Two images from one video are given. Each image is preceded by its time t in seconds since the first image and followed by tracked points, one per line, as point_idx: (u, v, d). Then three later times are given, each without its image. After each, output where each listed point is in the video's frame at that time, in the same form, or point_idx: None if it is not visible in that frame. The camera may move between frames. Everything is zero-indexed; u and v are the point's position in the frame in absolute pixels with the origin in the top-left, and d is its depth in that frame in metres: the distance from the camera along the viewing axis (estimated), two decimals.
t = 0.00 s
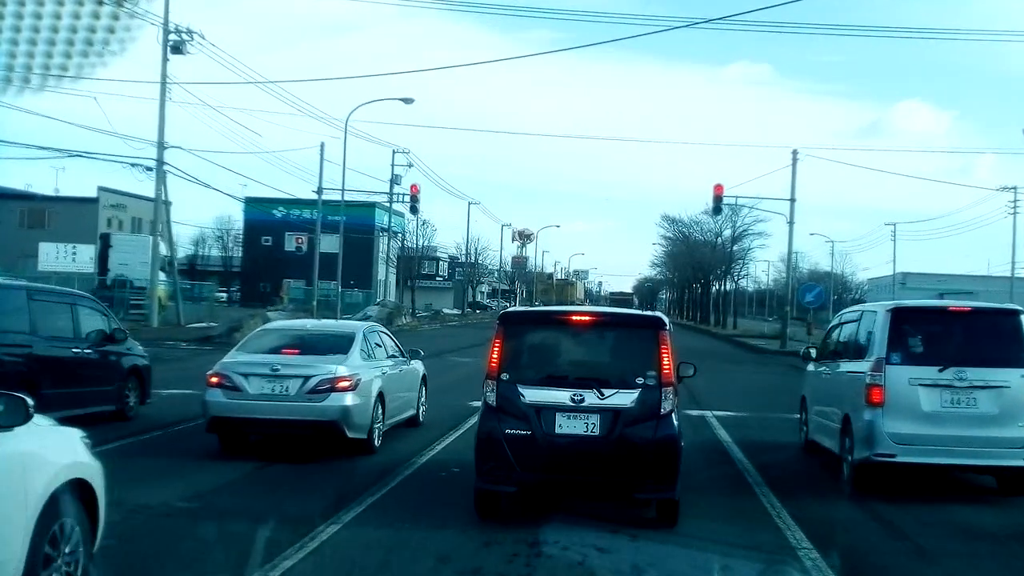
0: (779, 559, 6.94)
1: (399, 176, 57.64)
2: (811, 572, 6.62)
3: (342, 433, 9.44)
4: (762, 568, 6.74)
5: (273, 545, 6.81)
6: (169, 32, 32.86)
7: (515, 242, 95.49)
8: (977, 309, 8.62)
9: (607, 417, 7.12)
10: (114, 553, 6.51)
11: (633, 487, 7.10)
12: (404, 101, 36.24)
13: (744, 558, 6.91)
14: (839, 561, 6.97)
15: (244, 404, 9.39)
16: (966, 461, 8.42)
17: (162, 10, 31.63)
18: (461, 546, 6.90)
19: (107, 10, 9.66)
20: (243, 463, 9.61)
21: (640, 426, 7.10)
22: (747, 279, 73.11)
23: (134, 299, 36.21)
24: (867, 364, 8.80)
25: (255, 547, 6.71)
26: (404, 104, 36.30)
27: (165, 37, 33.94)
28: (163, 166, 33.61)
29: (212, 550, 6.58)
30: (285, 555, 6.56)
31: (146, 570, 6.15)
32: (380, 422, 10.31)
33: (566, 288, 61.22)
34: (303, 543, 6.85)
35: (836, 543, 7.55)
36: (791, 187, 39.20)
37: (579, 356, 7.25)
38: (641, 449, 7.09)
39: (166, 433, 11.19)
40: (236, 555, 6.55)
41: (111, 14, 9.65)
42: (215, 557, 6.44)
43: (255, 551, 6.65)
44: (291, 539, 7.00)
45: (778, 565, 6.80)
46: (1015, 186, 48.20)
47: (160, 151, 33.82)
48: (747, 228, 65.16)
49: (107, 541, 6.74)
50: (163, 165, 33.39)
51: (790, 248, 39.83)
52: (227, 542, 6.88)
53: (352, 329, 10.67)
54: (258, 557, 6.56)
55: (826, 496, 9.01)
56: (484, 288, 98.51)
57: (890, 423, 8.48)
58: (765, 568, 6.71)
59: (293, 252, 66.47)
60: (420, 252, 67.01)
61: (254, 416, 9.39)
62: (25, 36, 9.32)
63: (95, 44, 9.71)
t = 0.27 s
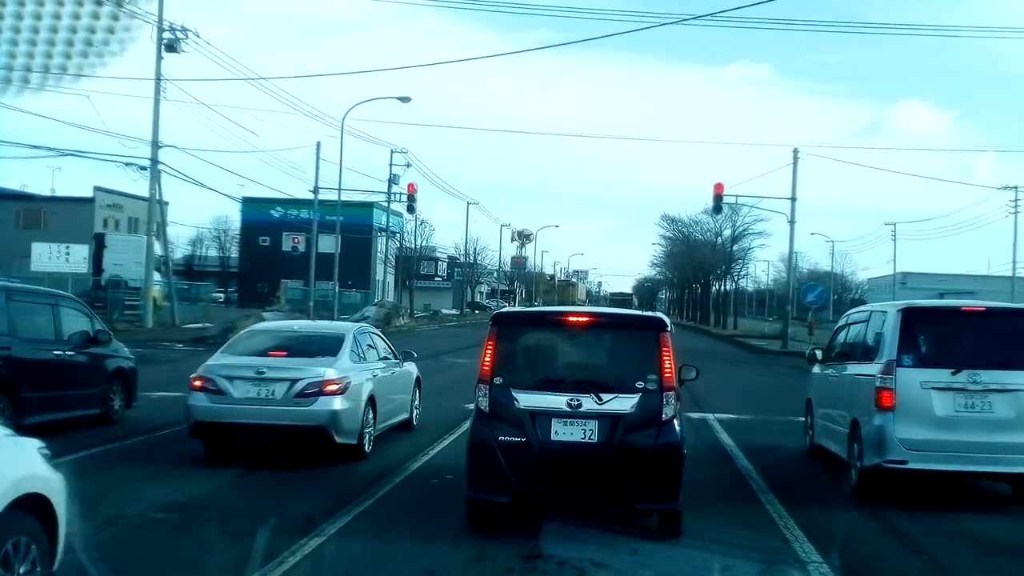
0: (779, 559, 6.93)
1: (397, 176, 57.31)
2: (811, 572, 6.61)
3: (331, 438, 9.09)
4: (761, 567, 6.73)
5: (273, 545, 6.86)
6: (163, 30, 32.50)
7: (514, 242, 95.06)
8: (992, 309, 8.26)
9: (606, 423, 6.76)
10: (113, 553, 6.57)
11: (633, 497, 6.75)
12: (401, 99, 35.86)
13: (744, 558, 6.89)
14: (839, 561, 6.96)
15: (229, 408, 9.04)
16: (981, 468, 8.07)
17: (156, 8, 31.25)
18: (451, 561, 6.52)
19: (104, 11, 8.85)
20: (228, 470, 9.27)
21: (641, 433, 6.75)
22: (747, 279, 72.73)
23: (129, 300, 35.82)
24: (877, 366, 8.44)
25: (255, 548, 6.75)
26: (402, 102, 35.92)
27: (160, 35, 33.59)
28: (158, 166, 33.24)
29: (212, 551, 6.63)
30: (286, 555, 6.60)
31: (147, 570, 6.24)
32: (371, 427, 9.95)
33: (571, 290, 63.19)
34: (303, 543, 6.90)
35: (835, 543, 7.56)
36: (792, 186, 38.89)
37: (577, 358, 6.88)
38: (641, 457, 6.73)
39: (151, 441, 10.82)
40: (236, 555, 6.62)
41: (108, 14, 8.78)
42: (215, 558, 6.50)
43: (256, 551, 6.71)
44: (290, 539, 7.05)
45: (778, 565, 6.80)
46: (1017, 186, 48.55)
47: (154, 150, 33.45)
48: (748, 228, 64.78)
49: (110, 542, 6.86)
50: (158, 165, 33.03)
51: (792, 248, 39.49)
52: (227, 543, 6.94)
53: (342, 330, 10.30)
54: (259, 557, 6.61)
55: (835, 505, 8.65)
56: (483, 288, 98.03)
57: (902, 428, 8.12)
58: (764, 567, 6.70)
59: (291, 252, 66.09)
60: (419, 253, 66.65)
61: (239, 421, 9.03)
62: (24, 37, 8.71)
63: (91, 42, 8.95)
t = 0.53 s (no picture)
0: (779, 559, 6.91)
1: (396, 175, 56.95)
2: (811, 572, 6.58)
3: (319, 443, 8.75)
4: (762, 568, 6.69)
5: (272, 545, 6.88)
6: (158, 27, 32.16)
7: (514, 242, 94.60)
8: (1008, 310, 7.92)
9: (604, 429, 6.43)
10: (113, 554, 6.61)
11: (633, 506, 6.41)
12: (399, 98, 35.48)
13: (744, 558, 6.86)
14: (839, 560, 6.94)
15: (213, 412, 8.70)
16: (994, 474, 7.72)
17: (150, 5, 30.90)
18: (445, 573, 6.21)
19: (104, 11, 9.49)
20: (213, 476, 8.95)
21: (642, 440, 6.41)
22: (748, 278, 72.33)
23: (124, 300, 35.46)
24: (887, 369, 8.10)
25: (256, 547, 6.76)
26: (399, 100, 35.49)
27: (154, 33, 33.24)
28: (153, 165, 32.90)
29: (212, 550, 6.67)
30: (286, 553, 6.63)
31: (146, 569, 6.29)
32: (362, 431, 9.62)
33: (571, 288, 62.81)
34: (303, 543, 6.91)
35: (832, 539, 7.58)
36: (793, 185, 38.44)
37: (574, 361, 6.55)
38: (642, 465, 6.40)
39: (136, 446, 10.50)
40: (236, 555, 6.62)
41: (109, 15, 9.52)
42: (217, 556, 6.54)
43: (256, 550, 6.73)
44: (290, 538, 7.06)
45: (777, 565, 6.77)
46: (1018, 186, 48.21)
47: (149, 148, 33.09)
48: (748, 227, 64.36)
49: (112, 541, 6.95)
50: (153, 164, 32.68)
51: (793, 247, 39.11)
52: (228, 543, 6.97)
53: (332, 331, 9.96)
54: (258, 556, 6.62)
55: (843, 512, 8.32)
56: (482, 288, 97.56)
57: (913, 433, 7.78)
58: (765, 568, 6.67)
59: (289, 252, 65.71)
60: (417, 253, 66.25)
61: (223, 426, 8.69)
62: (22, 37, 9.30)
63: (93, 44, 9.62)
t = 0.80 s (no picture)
0: (778, 558, 6.88)
1: (394, 175, 56.68)
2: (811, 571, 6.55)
3: (307, 449, 8.44)
4: (762, 568, 6.65)
5: (272, 546, 6.91)
6: (153, 25, 31.89)
7: (514, 242, 94.26)
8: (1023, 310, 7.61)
9: (603, 435, 6.11)
10: (113, 555, 6.66)
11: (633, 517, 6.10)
12: (397, 96, 35.17)
13: (744, 558, 6.84)
14: (839, 559, 6.92)
15: (197, 416, 8.40)
16: (1010, 482, 7.40)
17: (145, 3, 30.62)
18: None
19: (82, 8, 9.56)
20: (198, 483, 8.65)
21: (643, 446, 6.10)
22: (748, 278, 72.01)
23: (119, 301, 35.17)
24: (897, 372, 7.79)
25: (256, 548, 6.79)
26: (397, 99, 35.19)
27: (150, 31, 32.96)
28: (148, 164, 32.61)
29: (212, 551, 6.71)
30: (286, 553, 6.65)
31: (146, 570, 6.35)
32: (353, 435, 9.32)
33: (572, 288, 62.47)
34: (303, 542, 6.95)
35: (832, 536, 7.59)
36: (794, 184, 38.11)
37: (572, 363, 6.23)
38: (643, 473, 6.08)
39: (123, 450, 10.21)
40: (236, 556, 6.65)
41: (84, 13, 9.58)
42: (216, 556, 6.57)
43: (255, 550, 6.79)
44: (290, 539, 7.07)
45: (777, 564, 6.74)
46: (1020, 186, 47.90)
47: (144, 147, 32.78)
48: (748, 227, 64.03)
49: (113, 542, 7.02)
50: (148, 162, 32.39)
51: (794, 247, 38.80)
52: (227, 543, 7.00)
53: (322, 332, 9.65)
54: (258, 557, 6.64)
55: (852, 520, 8.00)
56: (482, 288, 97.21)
57: (925, 439, 7.47)
58: (765, 568, 6.63)
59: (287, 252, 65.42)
60: (416, 252, 65.95)
61: (207, 430, 8.38)
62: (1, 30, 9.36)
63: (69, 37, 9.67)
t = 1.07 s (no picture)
0: (779, 558, 6.81)
1: (394, 174, 56.37)
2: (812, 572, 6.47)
3: (295, 454, 8.13)
4: (762, 568, 6.58)
5: (273, 545, 6.82)
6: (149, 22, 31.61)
7: (514, 241, 93.91)
8: None
9: (603, 442, 5.81)
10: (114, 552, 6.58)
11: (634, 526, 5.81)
12: (396, 93, 34.86)
13: (745, 558, 6.77)
14: (841, 560, 6.85)
15: (181, 420, 8.10)
16: None
17: None
18: None
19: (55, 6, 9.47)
20: (183, 488, 8.35)
21: (644, 454, 5.80)
22: (749, 277, 71.67)
23: (114, 300, 34.88)
24: (908, 375, 7.49)
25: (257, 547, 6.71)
26: (395, 96, 34.87)
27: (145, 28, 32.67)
28: (144, 162, 32.31)
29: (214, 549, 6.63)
30: (287, 553, 6.58)
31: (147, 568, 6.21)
32: (344, 439, 9.02)
33: (574, 289, 62.09)
34: (303, 543, 6.86)
35: (835, 537, 7.50)
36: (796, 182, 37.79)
37: (569, 365, 5.93)
38: (645, 480, 5.78)
39: (110, 454, 9.94)
40: (236, 555, 6.56)
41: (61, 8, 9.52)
42: (217, 555, 6.49)
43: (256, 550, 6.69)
44: (290, 538, 6.98)
45: (777, 565, 6.65)
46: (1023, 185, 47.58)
47: (140, 145, 32.47)
48: (749, 226, 63.67)
49: (112, 541, 6.87)
50: (144, 161, 32.10)
51: (796, 246, 38.48)
52: (228, 542, 6.91)
53: (313, 332, 9.34)
54: (258, 556, 6.56)
55: (862, 528, 7.70)
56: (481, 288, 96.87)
57: (937, 444, 7.17)
58: (765, 568, 6.55)
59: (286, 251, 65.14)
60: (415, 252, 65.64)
61: (193, 434, 8.08)
62: None
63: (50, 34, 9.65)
